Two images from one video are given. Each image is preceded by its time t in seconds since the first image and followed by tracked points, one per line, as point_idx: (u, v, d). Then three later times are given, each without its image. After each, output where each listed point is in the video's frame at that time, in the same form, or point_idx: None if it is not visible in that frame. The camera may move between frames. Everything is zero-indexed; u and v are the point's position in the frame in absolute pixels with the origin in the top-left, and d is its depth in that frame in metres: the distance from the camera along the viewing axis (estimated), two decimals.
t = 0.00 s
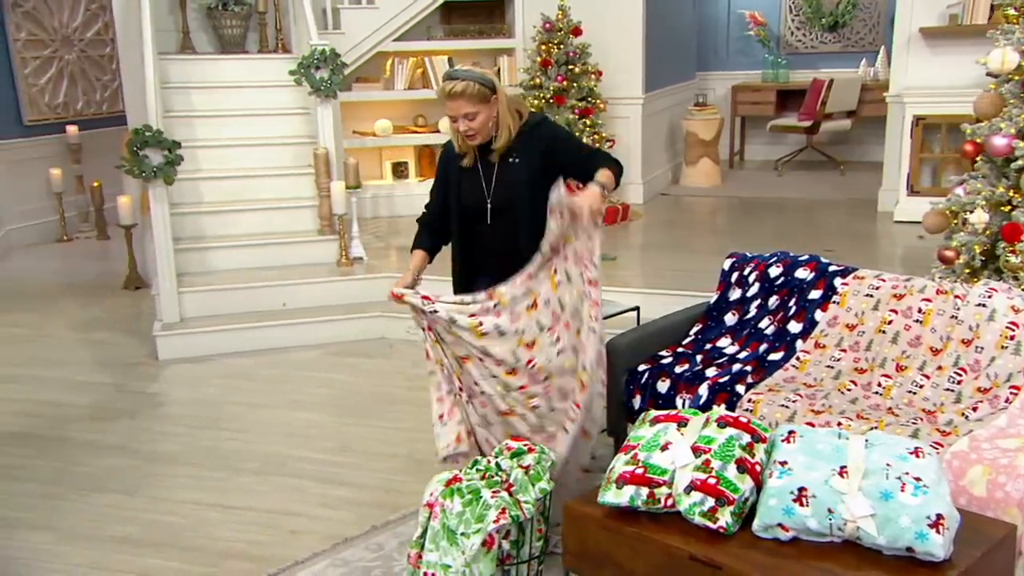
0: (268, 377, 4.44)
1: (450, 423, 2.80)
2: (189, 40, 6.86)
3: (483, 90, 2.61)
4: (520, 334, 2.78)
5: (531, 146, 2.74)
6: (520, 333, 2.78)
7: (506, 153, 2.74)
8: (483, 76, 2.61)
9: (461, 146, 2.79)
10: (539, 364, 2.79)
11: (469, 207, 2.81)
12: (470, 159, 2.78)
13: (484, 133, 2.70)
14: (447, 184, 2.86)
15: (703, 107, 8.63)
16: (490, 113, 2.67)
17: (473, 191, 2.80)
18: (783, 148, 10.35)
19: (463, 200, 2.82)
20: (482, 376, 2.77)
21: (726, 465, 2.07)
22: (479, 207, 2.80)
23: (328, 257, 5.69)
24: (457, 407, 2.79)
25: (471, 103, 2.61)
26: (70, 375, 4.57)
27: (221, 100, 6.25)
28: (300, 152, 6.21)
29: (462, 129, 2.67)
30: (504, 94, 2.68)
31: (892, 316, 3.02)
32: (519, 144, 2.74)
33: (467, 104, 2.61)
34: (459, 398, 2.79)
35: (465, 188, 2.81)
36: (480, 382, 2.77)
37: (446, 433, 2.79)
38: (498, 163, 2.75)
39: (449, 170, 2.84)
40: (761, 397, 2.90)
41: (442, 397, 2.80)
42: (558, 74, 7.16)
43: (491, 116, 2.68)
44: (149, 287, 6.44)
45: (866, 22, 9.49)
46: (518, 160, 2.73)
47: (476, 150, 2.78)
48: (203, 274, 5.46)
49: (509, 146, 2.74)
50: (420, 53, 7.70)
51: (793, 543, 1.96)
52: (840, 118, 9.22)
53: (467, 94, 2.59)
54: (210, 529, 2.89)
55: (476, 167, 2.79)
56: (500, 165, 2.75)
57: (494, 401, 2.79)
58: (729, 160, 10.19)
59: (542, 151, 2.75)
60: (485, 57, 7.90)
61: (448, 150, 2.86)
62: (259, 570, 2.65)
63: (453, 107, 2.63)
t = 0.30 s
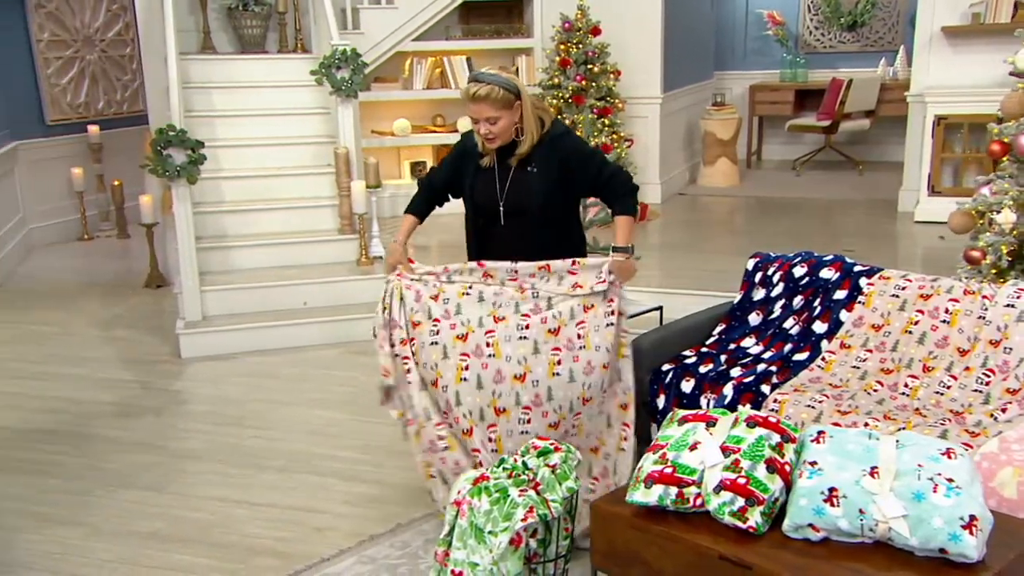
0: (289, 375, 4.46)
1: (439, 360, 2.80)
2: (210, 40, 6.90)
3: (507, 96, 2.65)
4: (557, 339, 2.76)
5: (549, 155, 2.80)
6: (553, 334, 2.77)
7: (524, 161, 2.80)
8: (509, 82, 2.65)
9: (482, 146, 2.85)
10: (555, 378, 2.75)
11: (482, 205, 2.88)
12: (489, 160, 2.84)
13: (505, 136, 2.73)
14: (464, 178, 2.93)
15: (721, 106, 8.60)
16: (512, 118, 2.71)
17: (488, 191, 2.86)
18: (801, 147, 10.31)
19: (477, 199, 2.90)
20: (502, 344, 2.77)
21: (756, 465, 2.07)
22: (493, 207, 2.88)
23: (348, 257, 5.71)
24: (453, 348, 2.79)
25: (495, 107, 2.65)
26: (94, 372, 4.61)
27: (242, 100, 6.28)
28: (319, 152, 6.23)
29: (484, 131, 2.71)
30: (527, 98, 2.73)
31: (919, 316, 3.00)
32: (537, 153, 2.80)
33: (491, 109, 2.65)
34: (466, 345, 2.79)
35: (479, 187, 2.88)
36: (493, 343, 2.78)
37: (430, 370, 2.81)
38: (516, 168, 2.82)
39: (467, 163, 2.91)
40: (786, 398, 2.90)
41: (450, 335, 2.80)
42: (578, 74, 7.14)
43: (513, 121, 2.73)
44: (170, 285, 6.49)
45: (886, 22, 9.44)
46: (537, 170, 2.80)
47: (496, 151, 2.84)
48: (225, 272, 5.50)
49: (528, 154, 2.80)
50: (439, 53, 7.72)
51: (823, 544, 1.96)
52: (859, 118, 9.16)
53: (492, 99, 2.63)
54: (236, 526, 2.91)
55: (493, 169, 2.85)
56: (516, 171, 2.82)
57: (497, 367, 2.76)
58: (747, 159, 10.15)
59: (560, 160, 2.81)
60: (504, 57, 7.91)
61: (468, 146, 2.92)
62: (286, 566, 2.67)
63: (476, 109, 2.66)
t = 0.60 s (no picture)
0: (309, 374, 4.48)
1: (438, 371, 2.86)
2: (229, 40, 6.93)
3: (489, 104, 2.69)
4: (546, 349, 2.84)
5: (529, 177, 2.79)
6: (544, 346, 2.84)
7: (505, 183, 2.79)
8: (491, 91, 2.71)
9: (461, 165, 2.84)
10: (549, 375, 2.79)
11: (460, 225, 2.86)
12: (469, 178, 2.82)
13: (482, 147, 2.73)
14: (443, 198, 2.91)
15: (739, 106, 8.58)
16: (492, 129, 2.72)
17: (470, 212, 2.84)
18: (818, 147, 10.27)
19: (457, 220, 2.87)
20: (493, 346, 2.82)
21: (784, 465, 2.06)
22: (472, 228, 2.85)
23: (366, 256, 5.73)
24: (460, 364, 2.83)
25: (476, 113, 2.68)
26: (116, 370, 4.64)
27: (261, 99, 6.30)
28: (337, 151, 6.25)
29: (460, 138, 2.71)
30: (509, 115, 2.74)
31: (945, 317, 2.99)
32: (518, 174, 2.79)
33: (472, 113, 2.67)
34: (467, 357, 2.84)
35: (458, 207, 2.85)
36: (492, 356, 2.84)
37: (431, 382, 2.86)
38: (498, 189, 2.80)
39: (447, 181, 2.89)
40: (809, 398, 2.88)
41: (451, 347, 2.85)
42: (595, 74, 7.12)
43: (492, 133, 2.73)
44: (190, 284, 6.52)
45: (904, 21, 9.39)
46: (515, 195, 2.79)
47: (474, 169, 2.82)
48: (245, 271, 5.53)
49: (509, 175, 2.79)
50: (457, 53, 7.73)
51: (853, 544, 1.95)
52: (877, 118, 9.11)
53: (474, 103, 2.67)
54: (261, 523, 2.93)
55: (473, 190, 2.83)
56: (498, 192, 2.80)
57: (495, 376, 2.82)
58: (763, 159, 10.11)
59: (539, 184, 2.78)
60: (522, 57, 7.92)
61: (449, 165, 2.90)
62: (311, 563, 2.68)
63: (456, 112, 2.69)
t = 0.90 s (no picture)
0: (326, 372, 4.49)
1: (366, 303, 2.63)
2: (245, 40, 6.95)
3: (466, 79, 2.53)
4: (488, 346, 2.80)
5: (492, 163, 2.58)
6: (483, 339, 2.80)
7: (470, 163, 2.61)
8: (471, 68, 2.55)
9: (428, 145, 2.68)
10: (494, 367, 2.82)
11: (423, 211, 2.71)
12: (435, 157, 2.66)
13: (456, 124, 2.57)
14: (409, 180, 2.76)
15: (754, 106, 8.55)
16: (467, 107, 2.56)
17: (433, 192, 2.68)
18: (833, 147, 10.23)
19: (420, 203, 2.72)
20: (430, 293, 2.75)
21: (810, 464, 2.05)
22: (433, 210, 2.69)
23: (383, 255, 5.74)
24: (395, 298, 2.52)
25: (451, 85, 2.51)
26: (135, 368, 4.67)
27: (278, 99, 6.31)
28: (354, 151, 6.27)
29: (434, 112, 2.55)
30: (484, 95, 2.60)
31: (968, 317, 2.99)
32: (481, 155, 2.60)
33: (447, 86, 2.51)
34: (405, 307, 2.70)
35: (422, 187, 2.70)
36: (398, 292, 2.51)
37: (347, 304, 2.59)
38: (462, 170, 2.62)
39: (413, 160, 2.73)
40: (831, 398, 2.87)
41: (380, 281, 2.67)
42: (612, 73, 7.11)
43: (466, 112, 2.57)
44: (207, 283, 6.54)
45: (921, 20, 9.34)
46: (477, 177, 2.60)
47: (443, 149, 2.66)
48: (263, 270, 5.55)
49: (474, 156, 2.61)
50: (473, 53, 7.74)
51: (879, 544, 1.95)
52: (893, 118, 9.07)
53: (451, 76, 2.50)
54: (283, 520, 2.94)
55: (439, 169, 2.67)
56: (461, 172, 2.62)
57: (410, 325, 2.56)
58: (778, 159, 10.08)
59: (499, 178, 2.55)
60: (538, 57, 7.91)
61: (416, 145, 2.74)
62: (333, 560, 2.69)
63: (434, 85, 2.53)
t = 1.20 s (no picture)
0: (345, 370, 4.51)
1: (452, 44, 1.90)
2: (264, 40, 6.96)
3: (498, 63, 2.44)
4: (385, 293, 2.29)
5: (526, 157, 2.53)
6: (384, 282, 2.27)
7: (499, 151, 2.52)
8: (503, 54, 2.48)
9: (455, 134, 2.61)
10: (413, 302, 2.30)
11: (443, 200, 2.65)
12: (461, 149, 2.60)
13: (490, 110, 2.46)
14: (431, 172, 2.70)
15: (771, 105, 8.53)
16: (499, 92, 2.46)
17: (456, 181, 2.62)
18: (850, 147, 10.17)
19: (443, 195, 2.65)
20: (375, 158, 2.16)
21: (837, 464, 2.05)
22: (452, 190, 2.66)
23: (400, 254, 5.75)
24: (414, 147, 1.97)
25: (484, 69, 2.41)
26: (157, 365, 4.70)
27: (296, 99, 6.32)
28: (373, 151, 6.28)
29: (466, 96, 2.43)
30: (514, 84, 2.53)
31: (993, 317, 2.97)
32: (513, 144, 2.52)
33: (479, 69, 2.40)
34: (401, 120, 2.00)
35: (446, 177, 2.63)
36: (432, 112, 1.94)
37: (457, 10, 1.90)
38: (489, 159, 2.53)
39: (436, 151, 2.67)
40: (855, 398, 2.86)
41: (402, 68, 1.99)
42: (629, 72, 7.10)
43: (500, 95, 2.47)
44: (226, 281, 6.56)
45: (939, 18, 9.28)
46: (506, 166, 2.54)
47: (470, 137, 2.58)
48: (282, 268, 5.57)
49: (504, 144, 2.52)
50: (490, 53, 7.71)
51: (908, 544, 1.94)
52: (911, 117, 9.01)
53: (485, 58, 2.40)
54: (306, 517, 2.95)
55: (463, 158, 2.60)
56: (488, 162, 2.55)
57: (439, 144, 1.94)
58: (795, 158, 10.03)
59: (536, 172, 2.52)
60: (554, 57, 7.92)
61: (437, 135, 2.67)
62: (357, 558, 2.70)
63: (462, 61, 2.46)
